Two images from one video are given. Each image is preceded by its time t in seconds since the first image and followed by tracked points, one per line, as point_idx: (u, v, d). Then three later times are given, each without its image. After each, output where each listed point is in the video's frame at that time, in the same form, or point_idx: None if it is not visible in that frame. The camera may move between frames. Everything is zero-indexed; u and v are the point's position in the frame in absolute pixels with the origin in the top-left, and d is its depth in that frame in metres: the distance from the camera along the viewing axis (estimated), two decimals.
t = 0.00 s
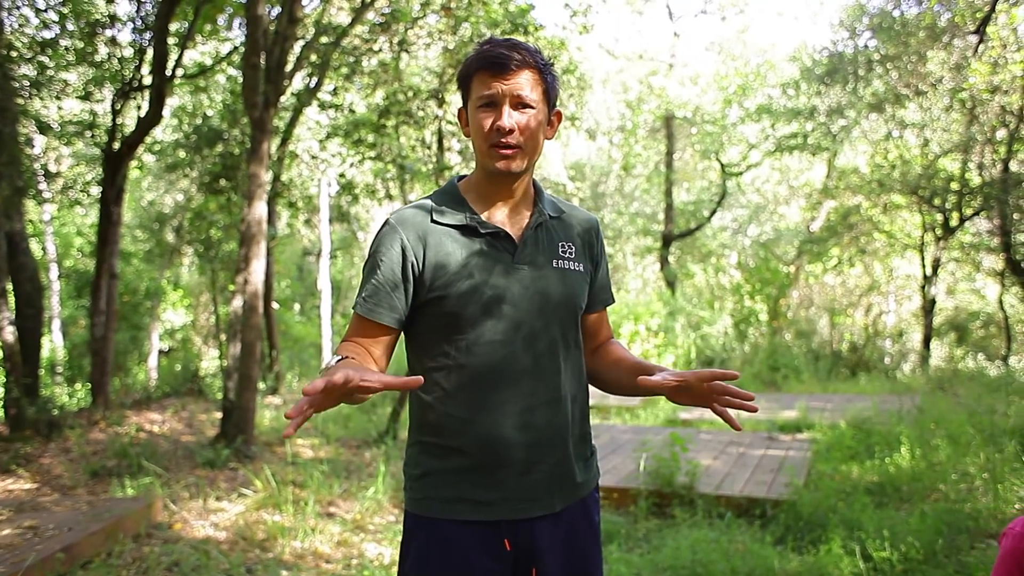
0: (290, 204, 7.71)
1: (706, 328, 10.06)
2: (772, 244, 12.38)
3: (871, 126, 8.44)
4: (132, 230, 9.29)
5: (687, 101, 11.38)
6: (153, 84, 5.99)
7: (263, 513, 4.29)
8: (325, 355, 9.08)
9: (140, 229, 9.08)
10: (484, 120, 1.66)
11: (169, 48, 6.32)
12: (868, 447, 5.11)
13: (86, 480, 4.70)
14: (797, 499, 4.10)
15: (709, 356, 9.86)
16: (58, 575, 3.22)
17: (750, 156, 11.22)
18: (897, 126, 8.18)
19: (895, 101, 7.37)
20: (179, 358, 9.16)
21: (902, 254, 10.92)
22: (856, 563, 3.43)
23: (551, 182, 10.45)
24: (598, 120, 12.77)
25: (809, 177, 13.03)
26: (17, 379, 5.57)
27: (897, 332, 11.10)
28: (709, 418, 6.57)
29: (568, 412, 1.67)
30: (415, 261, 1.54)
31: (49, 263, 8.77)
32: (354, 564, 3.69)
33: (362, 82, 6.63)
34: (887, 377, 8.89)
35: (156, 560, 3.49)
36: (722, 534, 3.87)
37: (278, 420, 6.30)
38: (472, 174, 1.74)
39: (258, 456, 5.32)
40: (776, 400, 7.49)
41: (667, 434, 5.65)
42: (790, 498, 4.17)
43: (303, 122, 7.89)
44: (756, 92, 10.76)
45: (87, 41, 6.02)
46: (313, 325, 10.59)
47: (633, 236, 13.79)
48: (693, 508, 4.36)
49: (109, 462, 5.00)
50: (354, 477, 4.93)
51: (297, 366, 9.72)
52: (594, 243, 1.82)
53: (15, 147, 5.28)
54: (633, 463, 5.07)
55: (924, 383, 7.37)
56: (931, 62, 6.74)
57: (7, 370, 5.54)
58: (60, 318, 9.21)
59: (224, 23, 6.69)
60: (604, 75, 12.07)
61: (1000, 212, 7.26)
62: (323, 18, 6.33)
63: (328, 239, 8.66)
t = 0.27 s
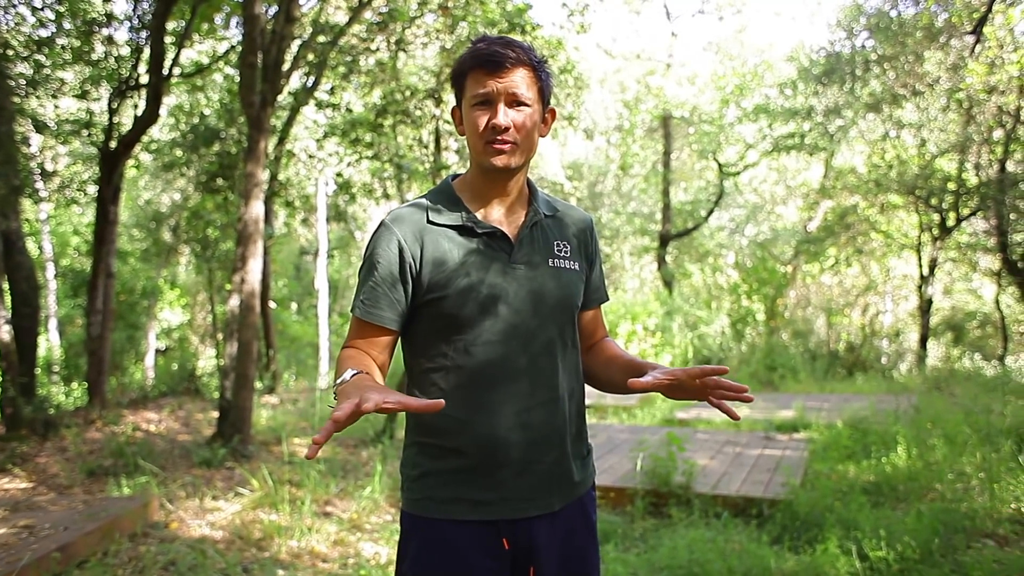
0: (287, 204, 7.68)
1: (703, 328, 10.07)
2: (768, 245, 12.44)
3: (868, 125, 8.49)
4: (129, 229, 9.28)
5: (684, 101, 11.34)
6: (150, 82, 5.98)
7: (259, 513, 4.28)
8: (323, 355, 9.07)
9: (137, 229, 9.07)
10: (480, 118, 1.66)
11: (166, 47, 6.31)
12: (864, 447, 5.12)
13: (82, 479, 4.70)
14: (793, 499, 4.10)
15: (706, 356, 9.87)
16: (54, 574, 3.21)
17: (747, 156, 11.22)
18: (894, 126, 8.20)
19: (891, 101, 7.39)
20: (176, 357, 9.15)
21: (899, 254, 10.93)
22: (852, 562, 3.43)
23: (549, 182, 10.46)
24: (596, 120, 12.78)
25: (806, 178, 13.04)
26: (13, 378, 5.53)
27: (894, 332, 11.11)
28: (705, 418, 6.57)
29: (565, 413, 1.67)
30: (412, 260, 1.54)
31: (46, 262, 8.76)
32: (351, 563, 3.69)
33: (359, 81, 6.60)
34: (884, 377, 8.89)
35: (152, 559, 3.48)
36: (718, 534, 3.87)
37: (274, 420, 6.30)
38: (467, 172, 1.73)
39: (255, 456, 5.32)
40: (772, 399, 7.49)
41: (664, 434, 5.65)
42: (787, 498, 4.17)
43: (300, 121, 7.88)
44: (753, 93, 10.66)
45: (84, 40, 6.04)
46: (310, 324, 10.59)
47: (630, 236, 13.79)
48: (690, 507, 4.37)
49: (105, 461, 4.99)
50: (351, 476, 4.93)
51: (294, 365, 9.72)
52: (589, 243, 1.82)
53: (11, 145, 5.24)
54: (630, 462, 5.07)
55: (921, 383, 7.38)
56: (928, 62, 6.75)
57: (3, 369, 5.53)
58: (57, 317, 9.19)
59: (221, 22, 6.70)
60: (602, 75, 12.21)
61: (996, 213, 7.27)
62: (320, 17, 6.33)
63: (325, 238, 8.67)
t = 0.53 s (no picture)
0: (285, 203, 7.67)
1: (701, 328, 10.05)
2: (766, 244, 12.49)
3: (866, 125, 8.47)
4: (127, 228, 9.26)
5: (683, 100, 11.44)
6: (147, 81, 5.97)
7: (257, 512, 4.28)
8: (321, 354, 9.06)
9: (135, 227, 9.06)
10: (474, 116, 1.65)
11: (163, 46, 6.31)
12: (862, 446, 5.12)
13: (79, 478, 4.69)
14: (791, 498, 4.10)
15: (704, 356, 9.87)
16: (50, 574, 3.20)
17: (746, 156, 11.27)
18: (892, 126, 8.19)
19: (890, 101, 7.38)
20: (174, 356, 9.13)
21: (897, 253, 10.93)
22: (850, 561, 3.43)
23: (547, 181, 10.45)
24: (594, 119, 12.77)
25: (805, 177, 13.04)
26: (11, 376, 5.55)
27: (892, 332, 11.11)
28: (703, 417, 6.57)
29: (566, 410, 1.67)
30: (410, 259, 1.53)
31: (43, 261, 8.74)
32: (349, 563, 3.68)
33: (357, 79, 6.58)
34: (882, 377, 8.89)
35: (149, 559, 3.48)
36: (716, 533, 3.86)
37: (272, 419, 6.29)
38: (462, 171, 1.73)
39: (253, 455, 5.31)
40: (771, 399, 7.49)
41: (662, 433, 5.65)
42: (785, 497, 4.17)
43: (298, 120, 7.87)
44: (752, 92, 10.73)
45: (81, 37, 5.99)
46: (308, 323, 10.58)
47: (628, 235, 13.80)
48: (688, 507, 4.37)
49: (103, 460, 4.98)
50: (349, 475, 4.92)
51: (292, 364, 9.72)
52: (585, 241, 1.82)
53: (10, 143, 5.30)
54: (628, 462, 5.07)
55: (919, 383, 7.38)
56: (925, 61, 6.67)
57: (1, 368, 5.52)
58: (55, 316, 9.17)
59: (219, 21, 6.71)
60: (600, 74, 11.96)
61: (994, 212, 7.26)
62: (319, 16, 6.32)
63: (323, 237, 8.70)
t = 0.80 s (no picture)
0: (282, 203, 7.65)
1: (698, 330, 10.05)
2: (763, 246, 12.57)
3: (863, 128, 8.47)
4: (124, 227, 9.24)
5: (681, 102, 11.20)
6: (145, 80, 5.95)
7: (253, 513, 4.27)
8: (318, 354, 9.05)
9: (131, 227, 9.04)
10: (472, 117, 1.65)
11: (161, 45, 6.29)
12: (858, 448, 5.13)
13: (75, 478, 4.68)
14: (788, 501, 4.10)
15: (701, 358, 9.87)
16: (45, 574, 3.19)
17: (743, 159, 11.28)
18: (889, 129, 8.20)
19: (887, 104, 7.41)
20: (170, 357, 9.12)
21: (894, 257, 10.96)
22: (846, 564, 3.43)
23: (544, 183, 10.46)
24: (592, 121, 12.78)
25: (802, 180, 13.05)
26: (6, 375, 5.53)
27: (888, 335, 11.14)
28: (700, 419, 6.57)
29: (562, 412, 1.67)
30: (406, 260, 1.53)
31: (39, 261, 8.72)
32: (344, 564, 3.68)
33: (355, 80, 6.56)
34: (878, 379, 8.90)
35: (144, 559, 3.47)
36: (712, 535, 3.86)
37: (269, 419, 6.28)
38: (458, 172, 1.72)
39: (249, 456, 5.30)
40: (767, 401, 7.49)
41: (658, 435, 5.65)
42: (781, 500, 4.17)
43: (295, 120, 7.87)
44: (749, 94, 10.72)
45: (78, 37, 5.98)
46: (305, 324, 10.57)
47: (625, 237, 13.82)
48: (684, 508, 4.37)
49: (98, 461, 4.97)
50: (345, 476, 4.92)
51: (288, 365, 9.71)
52: (580, 243, 1.82)
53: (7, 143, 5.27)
54: (624, 463, 5.07)
55: (915, 385, 7.39)
56: (924, 66, 6.73)
57: None
58: (50, 316, 9.15)
59: (216, 20, 6.73)
60: (599, 75, 12.11)
61: (991, 216, 7.28)
62: (317, 16, 6.32)
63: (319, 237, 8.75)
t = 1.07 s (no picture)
0: (281, 201, 7.64)
1: (698, 329, 10.03)
2: (763, 245, 12.58)
3: (863, 127, 8.46)
4: (123, 225, 9.24)
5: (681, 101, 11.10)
6: (144, 78, 5.94)
7: (252, 511, 4.26)
8: (317, 352, 9.05)
9: (130, 225, 9.03)
10: (493, 124, 1.62)
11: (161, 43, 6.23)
12: (858, 448, 5.12)
13: (73, 477, 4.67)
14: (787, 500, 4.10)
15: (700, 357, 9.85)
16: (43, 573, 3.19)
17: (742, 158, 11.33)
18: (889, 128, 8.19)
19: (887, 104, 7.42)
20: (169, 355, 9.11)
21: (893, 256, 10.96)
22: (845, 563, 3.43)
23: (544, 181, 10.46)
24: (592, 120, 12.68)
25: (802, 179, 13.04)
26: (5, 373, 5.53)
27: (888, 334, 11.14)
28: (699, 419, 6.57)
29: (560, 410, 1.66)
30: (401, 260, 1.53)
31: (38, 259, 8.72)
32: (343, 562, 3.67)
33: (355, 78, 6.55)
34: (878, 379, 8.90)
35: (143, 558, 3.47)
36: (711, 535, 3.86)
37: (268, 418, 6.27)
38: (458, 172, 1.71)
39: (248, 454, 5.29)
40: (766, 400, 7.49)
41: (657, 434, 5.64)
42: (780, 499, 4.17)
43: (295, 119, 7.86)
44: (749, 93, 10.86)
45: (77, 35, 5.96)
46: (304, 322, 10.56)
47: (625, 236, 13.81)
48: (683, 508, 4.37)
49: (97, 459, 4.96)
50: (344, 475, 4.92)
51: (287, 363, 9.70)
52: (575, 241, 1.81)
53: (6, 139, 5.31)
54: (623, 463, 5.07)
55: (914, 385, 7.39)
56: (923, 65, 6.74)
57: None
58: (50, 314, 9.15)
59: (216, 18, 6.71)
60: (598, 73, 12.00)
61: (990, 215, 7.28)
62: (316, 14, 6.32)
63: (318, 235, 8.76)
